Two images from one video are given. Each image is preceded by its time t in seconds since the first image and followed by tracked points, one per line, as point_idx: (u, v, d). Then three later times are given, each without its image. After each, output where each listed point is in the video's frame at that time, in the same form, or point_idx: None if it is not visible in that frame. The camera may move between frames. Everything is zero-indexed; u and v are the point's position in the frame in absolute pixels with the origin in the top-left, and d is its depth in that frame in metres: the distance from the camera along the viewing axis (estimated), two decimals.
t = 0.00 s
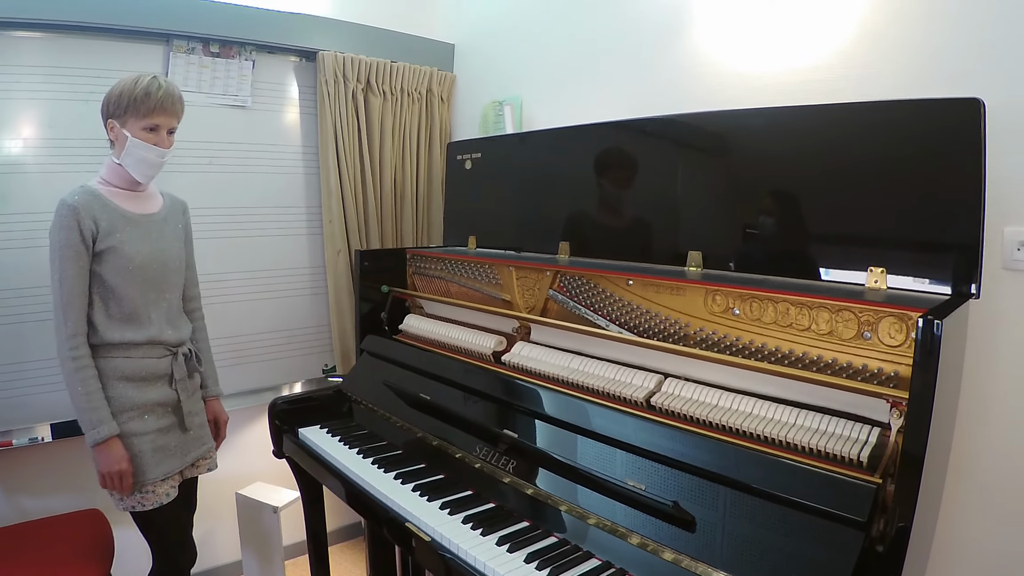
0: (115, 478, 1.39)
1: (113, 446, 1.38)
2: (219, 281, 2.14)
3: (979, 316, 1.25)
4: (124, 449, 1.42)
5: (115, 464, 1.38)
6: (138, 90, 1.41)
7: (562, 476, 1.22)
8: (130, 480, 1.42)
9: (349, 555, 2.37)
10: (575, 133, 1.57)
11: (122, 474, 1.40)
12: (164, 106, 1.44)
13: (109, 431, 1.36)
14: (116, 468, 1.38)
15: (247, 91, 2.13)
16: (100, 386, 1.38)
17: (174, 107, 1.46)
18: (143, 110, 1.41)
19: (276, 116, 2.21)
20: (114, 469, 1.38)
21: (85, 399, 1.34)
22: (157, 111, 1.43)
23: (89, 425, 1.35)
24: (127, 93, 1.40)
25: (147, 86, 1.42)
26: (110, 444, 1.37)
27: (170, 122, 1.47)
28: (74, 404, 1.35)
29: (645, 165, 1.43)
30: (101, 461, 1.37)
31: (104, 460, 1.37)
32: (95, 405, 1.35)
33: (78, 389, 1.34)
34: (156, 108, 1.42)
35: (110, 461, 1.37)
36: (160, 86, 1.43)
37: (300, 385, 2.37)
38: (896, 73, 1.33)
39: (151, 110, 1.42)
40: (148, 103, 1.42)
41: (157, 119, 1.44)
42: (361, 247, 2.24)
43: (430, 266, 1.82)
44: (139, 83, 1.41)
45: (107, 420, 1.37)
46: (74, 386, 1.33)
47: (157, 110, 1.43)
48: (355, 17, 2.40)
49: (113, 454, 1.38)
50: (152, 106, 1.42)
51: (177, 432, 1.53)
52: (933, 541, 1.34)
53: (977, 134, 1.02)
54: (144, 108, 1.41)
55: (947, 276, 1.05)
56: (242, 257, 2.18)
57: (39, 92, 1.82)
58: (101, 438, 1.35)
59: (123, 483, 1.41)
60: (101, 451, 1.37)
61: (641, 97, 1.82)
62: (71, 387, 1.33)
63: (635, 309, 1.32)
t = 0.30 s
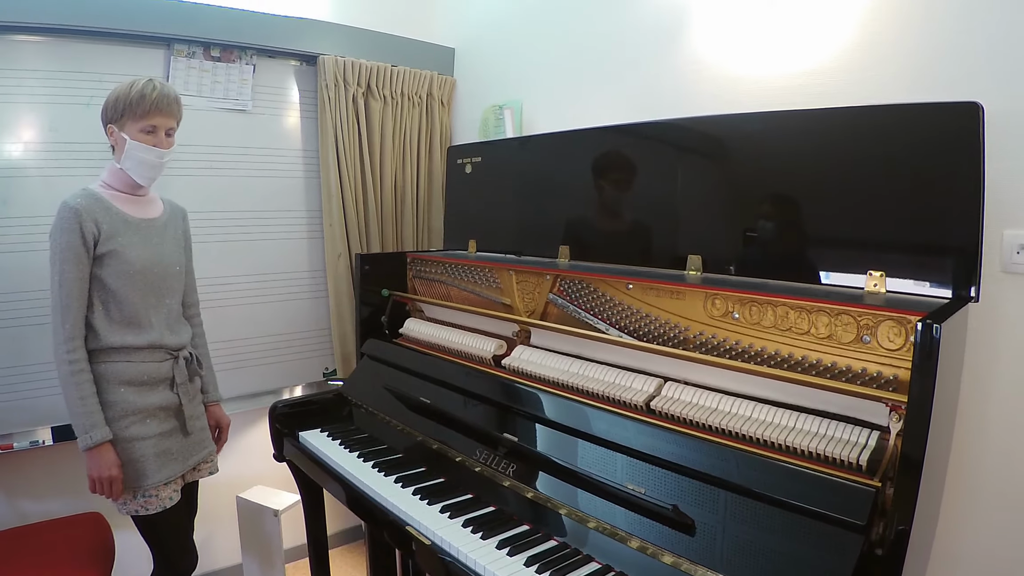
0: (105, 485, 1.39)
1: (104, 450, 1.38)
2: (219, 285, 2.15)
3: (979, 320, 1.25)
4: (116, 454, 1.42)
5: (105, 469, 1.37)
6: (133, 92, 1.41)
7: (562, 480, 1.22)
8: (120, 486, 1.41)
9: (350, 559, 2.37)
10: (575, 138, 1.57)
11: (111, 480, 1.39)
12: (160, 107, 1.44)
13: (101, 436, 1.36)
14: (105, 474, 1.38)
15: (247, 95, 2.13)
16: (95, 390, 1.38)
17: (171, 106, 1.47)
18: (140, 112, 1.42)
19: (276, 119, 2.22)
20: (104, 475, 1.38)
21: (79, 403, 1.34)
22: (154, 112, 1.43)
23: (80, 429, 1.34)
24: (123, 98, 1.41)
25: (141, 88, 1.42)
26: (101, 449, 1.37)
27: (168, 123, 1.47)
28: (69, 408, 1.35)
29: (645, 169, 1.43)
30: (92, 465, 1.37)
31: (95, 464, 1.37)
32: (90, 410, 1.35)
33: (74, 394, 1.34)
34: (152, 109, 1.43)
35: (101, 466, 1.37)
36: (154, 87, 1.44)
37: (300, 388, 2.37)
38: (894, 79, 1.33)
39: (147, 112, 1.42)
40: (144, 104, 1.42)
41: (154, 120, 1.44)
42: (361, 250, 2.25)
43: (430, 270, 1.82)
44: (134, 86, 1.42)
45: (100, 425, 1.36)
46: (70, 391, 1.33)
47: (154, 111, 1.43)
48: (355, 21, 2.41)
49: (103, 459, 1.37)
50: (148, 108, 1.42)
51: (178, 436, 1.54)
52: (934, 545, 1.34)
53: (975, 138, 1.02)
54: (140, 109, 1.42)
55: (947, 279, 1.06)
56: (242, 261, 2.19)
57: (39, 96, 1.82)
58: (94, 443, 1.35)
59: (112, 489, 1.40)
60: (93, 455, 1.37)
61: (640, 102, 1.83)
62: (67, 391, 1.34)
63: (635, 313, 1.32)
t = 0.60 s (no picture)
0: (115, 482, 1.39)
1: (113, 449, 1.38)
2: (220, 285, 2.15)
3: (980, 320, 1.25)
4: (124, 453, 1.42)
5: (114, 468, 1.38)
6: (133, 92, 1.42)
7: (563, 479, 1.22)
8: (129, 484, 1.41)
9: (350, 559, 2.37)
10: (576, 138, 1.57)
11: (121, 478, 1.40)
12: (159, 106, 1.44)
13: (110, 434, 1.36)
14: (116, 471, 1.38)
15: (249, 95, 2.14)
16: (100, 389, 1.38)
17: (171, 105, 1.47)
18: (139, 111, 1.42)
19: (277, 119, 2.22)
20: (113, 473, 1.38)
21: (85, 401, 1.34)
22: (154, 111, 1.44)
23: (89, 428, 1.35)
24: (122, 98, 1.42)
25: (141, 87, 1.43)
26: (109, 448, 1.37)
27: (168, 122, 1.47)
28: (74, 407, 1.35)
29: (646, 169, 1.43)
30: (101, 463, 1.37)
31: (105, 463, 1.37)
32: (96, 408, 1.35)
33: (78, 393, 1.34)
34: (151, 108, 1.43)
35: (111, 464, 1.38)
36: (153, 86, 1.44)
37: (302, 388, 2.38)
38: (895, 78, 1.33)
39: (146, 111, 1.42)
40: (143, 104, 1.42)
41: (154, 119, 1.44)
42: (362, 250, 2.25)
43: (431, 270, 1.82)
44: (133, 86, 1.42)
45: (107, 423, 1.37)
46: (75, 390, 1.34)
47: (153, 110, 1.44)
48: (356, 21, 2.41)
49: (113, 457, 1.38)
50: (147, 107, 1.43)
51: (181, 436, 1.54)
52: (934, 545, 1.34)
53: (976, 138, 1.02)
54: (139, 109, 1.42)
55: (947, 279, 1.06)
56: (243, 261, 2.19)
57: (40, 96, 1.83)
58: (102, 441, 1.36)
59: (123, 487, 1.41)
60: (102, 454, 1.37)
61: (641, 102, 1.83)
62: (71, 390, 1.34)
63: (636, 313, 1.32)
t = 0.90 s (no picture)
0: (118, 482, 1.39)
1: (115, 449, 1.38)
2: (222, 284, 2.15)
3: (982, 315, 1.25)
4: (127, 453, 1.42)
5: (116, 467, 1.38)
6: (130, 93, 1.42)
7: (565, 477, 1.22)
8: (131, 484, 1.41)
9: (353, 557, 2.38)
10: (577, 136, 1.57)
11: (123, 478, 1.40)
12: (157, 105, 1.44)
13: (112, 434, 1.36)
14: (118, 471, 1.38)
15: (249, 94, 2.14)
16: (103, 389, 1.38)
17: (169, 104, 1.47)
18: (137, 111, 1.42)
19: (278, 119, 2.22)
20: (116, 473, 1.38)
21: (88, 401, 1.34)
22: (152, 111, 1.44)
23: (91, 428, 1.35)
24: (120, 98, 1.42)
25: (138, 87, 1.42)
26: (111, 447, 1.37)
27: (166, 121, 1.47)
28: (77, 407, 1.35)
29: (647, 167, 1.43)
30: (103, 463, 1.37)
31: (106, 462, 1.37)
32: (99, 408, 1.36)
33: (81, 393, 1.34)
34: (149, 107, 1.43)
35: (112, 464, 1.38)
36: (150, 85, 1.44)
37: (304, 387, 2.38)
38: (897, 74, 1.33)
39: (144, 111, 1.43)
40: (140, 103, 1.43)
41: (152, 119, 1.44)
42: (364, 249, 2.25)
43: (433, 269, 1.82)
44: (130, 86, 1.42)
45: (110, 423, 1.37)
46: (78, 390, 1.34)
47: (151, 110, 1.44)
48: (357, 20, 2.41)
49: (114, 457, 1.38)
50: (145, 107, 1.43)
51: (185, 435, 1.54)
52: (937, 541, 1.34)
53: (978, 133, 1.02)
54: (137, 109, 1.42)
55: (949, 275, 1.06)
56: (245, 260, 2.19)
57: (40, 97, 1.83)
58: (104, 441, 1.35)
59: (125, 487, 1.41)
60: (104, 454, 1.37)
61: (642, 99, 1.83)
62: (74, 390, 1.34)
63: (638, 310, 1.32)
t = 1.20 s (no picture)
0: (122, 481, 1.40)
1: (119, 448, 1.38)
2: (224, 284, 2.15)
3: (985, 314, 1.25)
4: (132, 452, 1.42)
5: (121, 466, 1.38)
6: (125, 91, 1.42)
7: (568, 476, 1.22)
8: (137, 483, 1.42)
9: (355, 556, 2.38)
10: (579, 135, 1.57)
11: (128, 477, 1.40)
12: (154, 100, 1.44)
13: (117, 433, 1.36)
14: (123, 470, 1.38)
15: (251, 94, 2.14)
16: (108, 388, 1.38)
17: (165, 98, 1.47)
18: (135, 108, 1.42)
19: (280, 118, 2.22)
20: (120, 472, 1.38)
21: (92, 401, 1.35)
22: (149, 106, 1.44)
23: (96, 427, 1.35)
24: (117, 98, 1.42)
25: (133, 84, 1.42)
26: (116, 447, 1.37)
27: (165, 114, 1.47)
28: (82, 407, 1.35)
29: (649, 166, 1.43)
30: (108, 463, 1.37)
31: (111, 462, 1.37)
32: (103, 408, 1.36)
33: (86, 392, 1.34)
34: (147, 102, 1.43)
35: (117, 463, 1.38)
36: (145, 81, 1.44)
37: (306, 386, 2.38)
38: (901, 71, 1.33)
39: (142, 106, 1.42)
40: (137, 100, 1.42)
41: (151, 113, 1.44)
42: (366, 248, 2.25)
43: (436, 267, 1.82)
44: (125, 85, 1.42)
45: (114, 422, 1.37)
46: (83, 390, 1.34)
47: (148, 105, 1.44)
48: (359, 19, 2.41)
49: (119, 456, 1.38)
50: (142, 102, 1.43)
51: (190, 435, 1.54)
52: (939, 540, 1.34)
53: (981, 132, 1.02)
54: (134, 105, 1.42)
55: (952, 274, 1.05)
56: (247, 259, 2.19)
57: (42, 97, 1.83)
58: (108, 440, 1.35)
59: (130, 486, 1.41)
60: (108, 453, 1.37)
61: (645, 97, 1.83)
62: (79, 390, 1.34)
63: (640, 309, 1.32)
